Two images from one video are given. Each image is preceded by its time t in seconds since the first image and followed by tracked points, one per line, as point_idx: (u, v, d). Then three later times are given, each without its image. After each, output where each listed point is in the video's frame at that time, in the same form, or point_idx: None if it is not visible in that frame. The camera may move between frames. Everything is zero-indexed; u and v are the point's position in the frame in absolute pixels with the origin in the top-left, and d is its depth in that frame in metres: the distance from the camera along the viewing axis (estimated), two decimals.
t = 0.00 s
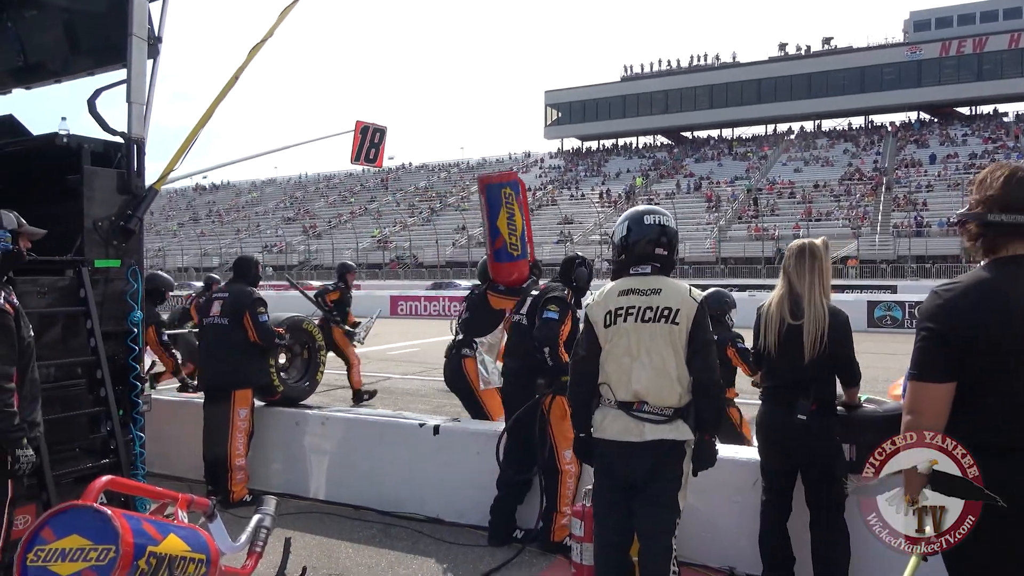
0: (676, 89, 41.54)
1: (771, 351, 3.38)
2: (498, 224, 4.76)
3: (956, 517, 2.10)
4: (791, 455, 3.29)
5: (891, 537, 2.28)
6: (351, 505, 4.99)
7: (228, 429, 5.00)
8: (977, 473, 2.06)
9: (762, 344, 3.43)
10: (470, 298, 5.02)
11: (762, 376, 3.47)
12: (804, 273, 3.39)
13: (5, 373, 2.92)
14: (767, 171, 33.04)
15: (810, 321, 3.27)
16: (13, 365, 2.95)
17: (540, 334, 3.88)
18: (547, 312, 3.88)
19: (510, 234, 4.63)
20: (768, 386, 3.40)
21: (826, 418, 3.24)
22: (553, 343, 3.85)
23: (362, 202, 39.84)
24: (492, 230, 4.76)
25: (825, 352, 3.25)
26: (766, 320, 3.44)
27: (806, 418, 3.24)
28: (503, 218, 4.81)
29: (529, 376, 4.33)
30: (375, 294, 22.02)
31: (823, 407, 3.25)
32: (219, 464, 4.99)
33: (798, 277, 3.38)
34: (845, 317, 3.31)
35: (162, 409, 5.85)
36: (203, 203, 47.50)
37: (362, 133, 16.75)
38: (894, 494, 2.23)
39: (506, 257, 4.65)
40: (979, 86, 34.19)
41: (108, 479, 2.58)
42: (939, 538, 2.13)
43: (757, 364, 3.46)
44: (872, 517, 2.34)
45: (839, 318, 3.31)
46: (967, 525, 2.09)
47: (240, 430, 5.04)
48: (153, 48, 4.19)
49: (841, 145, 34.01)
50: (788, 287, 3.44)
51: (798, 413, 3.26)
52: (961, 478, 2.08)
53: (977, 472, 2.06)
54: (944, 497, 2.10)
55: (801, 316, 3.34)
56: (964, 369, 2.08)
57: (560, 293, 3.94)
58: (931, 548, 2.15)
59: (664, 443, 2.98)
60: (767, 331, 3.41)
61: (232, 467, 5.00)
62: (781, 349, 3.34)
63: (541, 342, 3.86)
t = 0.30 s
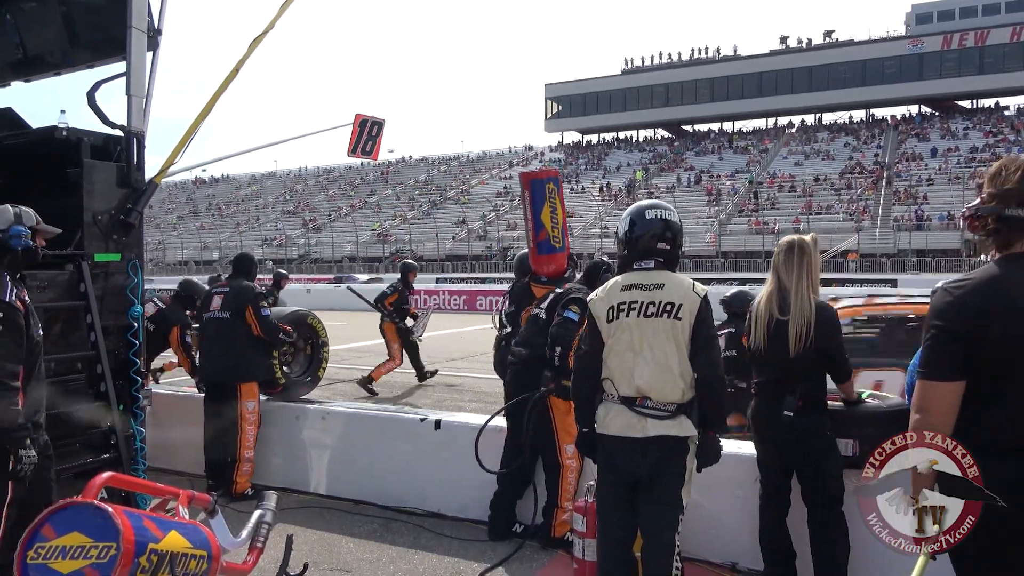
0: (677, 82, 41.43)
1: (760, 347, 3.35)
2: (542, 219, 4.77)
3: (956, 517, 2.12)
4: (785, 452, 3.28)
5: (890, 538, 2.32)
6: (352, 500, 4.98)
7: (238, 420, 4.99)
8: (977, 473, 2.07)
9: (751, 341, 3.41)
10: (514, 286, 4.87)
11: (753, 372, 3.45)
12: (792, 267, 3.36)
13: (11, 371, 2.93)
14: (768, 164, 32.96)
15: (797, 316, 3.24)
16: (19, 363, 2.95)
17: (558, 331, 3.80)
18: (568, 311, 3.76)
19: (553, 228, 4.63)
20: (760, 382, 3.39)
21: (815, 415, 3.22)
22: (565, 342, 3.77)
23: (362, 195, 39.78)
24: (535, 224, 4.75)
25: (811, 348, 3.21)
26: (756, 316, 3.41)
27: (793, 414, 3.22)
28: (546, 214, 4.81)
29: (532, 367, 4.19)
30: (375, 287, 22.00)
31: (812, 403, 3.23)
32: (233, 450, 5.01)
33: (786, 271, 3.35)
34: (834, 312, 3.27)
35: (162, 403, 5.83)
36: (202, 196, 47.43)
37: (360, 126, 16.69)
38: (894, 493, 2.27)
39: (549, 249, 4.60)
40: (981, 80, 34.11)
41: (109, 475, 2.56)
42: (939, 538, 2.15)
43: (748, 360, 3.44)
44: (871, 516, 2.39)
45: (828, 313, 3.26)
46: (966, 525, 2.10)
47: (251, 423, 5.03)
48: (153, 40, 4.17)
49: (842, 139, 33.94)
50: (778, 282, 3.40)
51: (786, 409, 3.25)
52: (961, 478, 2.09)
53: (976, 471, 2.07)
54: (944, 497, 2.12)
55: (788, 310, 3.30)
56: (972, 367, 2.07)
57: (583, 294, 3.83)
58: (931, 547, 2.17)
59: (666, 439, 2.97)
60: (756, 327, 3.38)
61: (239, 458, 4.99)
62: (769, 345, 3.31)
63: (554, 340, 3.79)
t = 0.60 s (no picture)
0: (670, 75, 41.39)
1: (753, 340, 3.34)
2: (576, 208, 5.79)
3: (956, 517, 2.14)
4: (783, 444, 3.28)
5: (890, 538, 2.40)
6: (349, 496, 4.97)
7: (246, 415, 4.96)
8: (976, 473, 2.08)
9: (745, 334, 3.40)
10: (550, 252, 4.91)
11: (748, 364, 3.44)
12: (784, 259, 3.33)
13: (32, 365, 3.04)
14: (761, 157, 32.97)
15: (791, 308, 3.23)
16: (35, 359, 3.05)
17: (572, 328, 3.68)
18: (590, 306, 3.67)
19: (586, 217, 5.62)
20: (757, 374, 3.37)
21: (811, 407, 3.22)
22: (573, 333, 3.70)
23: (355, 190, 39.66)
24: (571, 212, 5.78)
25: (804, 340, 3.20)
26: (749, 309, 3.39)
27: (790, 406, 3.22)
28: (579, 202, 5.81)
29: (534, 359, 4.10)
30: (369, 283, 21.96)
31: (807, 396, 3.22)
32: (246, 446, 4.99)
33: (780, 263, 3.32)
34: (828, 303, 3.26)
35: (158, 399, 5.81)
36: (194, 192, 47.23)
37: (352, 120, 16.62)
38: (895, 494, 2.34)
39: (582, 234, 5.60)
40: (972, 71, 34.17)
41: (104, 475, 2.54)
42: (939, 538, 2.18)
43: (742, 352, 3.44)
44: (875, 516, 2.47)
45: (821, 306, 3.25)
46: (967, 525, 2.12)
47: (258, 418, 5.00)
48: (144, 35, 4.12)
49: (835, 131, 33.99)
50: (771, 274, 3.37)
51: (782, 401, 3.25)
52: (960, 478, 2.10)
53: (976, 472, 2.08)
54: (944, 498, 2.14)
55: (782, 303, 3.29)
56: (975, 359, 2.06)
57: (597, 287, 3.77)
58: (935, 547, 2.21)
59: (665, 433, 2.96)
60: (750, 320, 3.36)
61: (254, 453, 4.97)
62: (763, 337, 3.30)
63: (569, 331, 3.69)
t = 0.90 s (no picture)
0: (675, 67, 41.23)
1: (771, 333, 3.31)
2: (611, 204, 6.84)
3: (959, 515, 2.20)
4: (801, 437, 3.28)
5: (892, 535, 2.79)
6: (358, 487, 4.99)
7: (264, 406, 4.99)
8: (975, 473, 2.11)
9: (763, 328, 3.37)
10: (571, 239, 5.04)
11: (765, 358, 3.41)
12: (802, 252, 3.30)
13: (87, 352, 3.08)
14: (767, 149, 32.84)
15: (809, 302, 3.20)
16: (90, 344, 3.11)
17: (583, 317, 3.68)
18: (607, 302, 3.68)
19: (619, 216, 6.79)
20: (773, 367, 3.35)
21: (830, 399, 3.22)
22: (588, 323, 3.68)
23: (360, 182, 39.66)
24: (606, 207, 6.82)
25: (822, 330, 3.19)
26: (767, 301, 3.36)
27: (810, 399, 3.21)
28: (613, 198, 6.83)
29: (550, 351, 4.12)
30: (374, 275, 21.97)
31: (825, 388, 3.22)
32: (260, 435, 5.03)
33: (800, 255, 3.29)
34: (846, 295, 3.24)
35: (168, 391, 5.83)
36: (199, 184, 47.30)
37: (358, 111, 16.60)
38: (893, 494, 2.72)
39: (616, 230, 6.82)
40: (980, 63, 33.86)
41: (119, 464, 2.55)
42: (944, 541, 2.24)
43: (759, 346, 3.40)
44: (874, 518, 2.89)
45: (840, 296, 3.23)
46: (967, 524, 2.18)
47: (275, 411, 5.04)
48: (151, 26, 4.12)
49: (840, 123, 33.85)
50: (788, 265, 3.34)
51: (801, 395, 3.23)
52: (960, 478, 2.13)
53: (974, 471, 2.11)
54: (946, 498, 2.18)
55: (801, 296, 3.26)
56: (993, 352, 2.06)
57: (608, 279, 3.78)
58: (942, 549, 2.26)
59: (676, 423, 2.96)
60: (768, 314, 3.33)
61: (267, 443, 5.02)
62: (780, 331, 3.28)
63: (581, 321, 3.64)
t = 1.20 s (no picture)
0: (707, 57, 40.71)
1: (830, 324, 3.22)
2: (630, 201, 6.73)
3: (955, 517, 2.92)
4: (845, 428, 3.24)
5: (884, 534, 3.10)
6: (388, 472, 5.04)
7: (293, 391, 5.02)
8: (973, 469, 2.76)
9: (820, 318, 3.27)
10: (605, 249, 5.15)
11: (816, 350, 3.33)
12: (865, 241, 3.22)
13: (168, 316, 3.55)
14: (799, 141, 32.32)
15: (874, 293, 3.14)
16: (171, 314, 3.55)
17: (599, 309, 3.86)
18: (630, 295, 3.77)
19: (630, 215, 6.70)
20: (824, 358, 3.28)
21: (889, 390, 3.19)
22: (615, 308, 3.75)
23: (388, 172, 39.85)
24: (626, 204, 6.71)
25: (886, 322, 3.14)
26: (823, 292, 3.27)
27: (869, 390, 3.15)
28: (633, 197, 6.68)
29: (571, 343, 4.07)
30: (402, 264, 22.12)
31: (884, 380, 3.18)
32: (293, 420, 5.10)
33: (856, 244, 3.21)
34: (906, 285, 3.19)
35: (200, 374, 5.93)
36: (231, 173, 47.88)
37: (389, 101, 16.66)
38: (893, 495, 3.03)
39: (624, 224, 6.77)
40: None
41: (161, 443, 2.60)
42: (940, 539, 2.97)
43: (813, 338, 3.32)
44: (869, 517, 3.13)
45: (901, 286, 3.18)
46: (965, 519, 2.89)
47: (306, 394, 5.09)
48: (188, 13, 4.16)
49: (876, 115, 33.20)
50: (843, 255, 3.25)
51: (860, 385, 3.17)
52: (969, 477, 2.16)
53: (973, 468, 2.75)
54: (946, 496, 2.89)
55: (862, 286, 3.19)
56: None
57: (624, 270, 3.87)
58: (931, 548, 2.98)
59: (709, 413, 2.93)
60: (827, 304, 3.24)
61: (299, 428, 5.09)
62: (842, 322, 3.20)
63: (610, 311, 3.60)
